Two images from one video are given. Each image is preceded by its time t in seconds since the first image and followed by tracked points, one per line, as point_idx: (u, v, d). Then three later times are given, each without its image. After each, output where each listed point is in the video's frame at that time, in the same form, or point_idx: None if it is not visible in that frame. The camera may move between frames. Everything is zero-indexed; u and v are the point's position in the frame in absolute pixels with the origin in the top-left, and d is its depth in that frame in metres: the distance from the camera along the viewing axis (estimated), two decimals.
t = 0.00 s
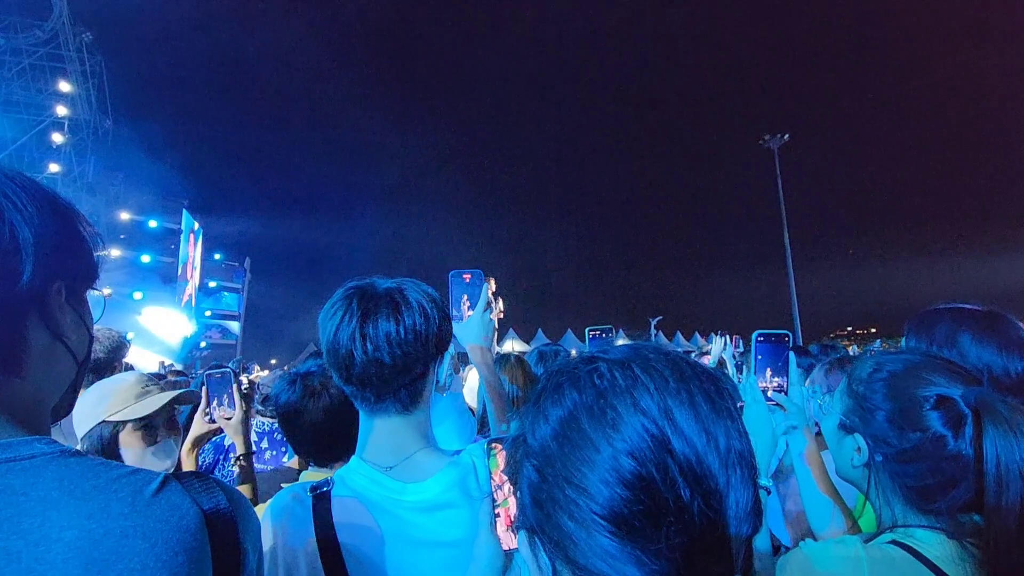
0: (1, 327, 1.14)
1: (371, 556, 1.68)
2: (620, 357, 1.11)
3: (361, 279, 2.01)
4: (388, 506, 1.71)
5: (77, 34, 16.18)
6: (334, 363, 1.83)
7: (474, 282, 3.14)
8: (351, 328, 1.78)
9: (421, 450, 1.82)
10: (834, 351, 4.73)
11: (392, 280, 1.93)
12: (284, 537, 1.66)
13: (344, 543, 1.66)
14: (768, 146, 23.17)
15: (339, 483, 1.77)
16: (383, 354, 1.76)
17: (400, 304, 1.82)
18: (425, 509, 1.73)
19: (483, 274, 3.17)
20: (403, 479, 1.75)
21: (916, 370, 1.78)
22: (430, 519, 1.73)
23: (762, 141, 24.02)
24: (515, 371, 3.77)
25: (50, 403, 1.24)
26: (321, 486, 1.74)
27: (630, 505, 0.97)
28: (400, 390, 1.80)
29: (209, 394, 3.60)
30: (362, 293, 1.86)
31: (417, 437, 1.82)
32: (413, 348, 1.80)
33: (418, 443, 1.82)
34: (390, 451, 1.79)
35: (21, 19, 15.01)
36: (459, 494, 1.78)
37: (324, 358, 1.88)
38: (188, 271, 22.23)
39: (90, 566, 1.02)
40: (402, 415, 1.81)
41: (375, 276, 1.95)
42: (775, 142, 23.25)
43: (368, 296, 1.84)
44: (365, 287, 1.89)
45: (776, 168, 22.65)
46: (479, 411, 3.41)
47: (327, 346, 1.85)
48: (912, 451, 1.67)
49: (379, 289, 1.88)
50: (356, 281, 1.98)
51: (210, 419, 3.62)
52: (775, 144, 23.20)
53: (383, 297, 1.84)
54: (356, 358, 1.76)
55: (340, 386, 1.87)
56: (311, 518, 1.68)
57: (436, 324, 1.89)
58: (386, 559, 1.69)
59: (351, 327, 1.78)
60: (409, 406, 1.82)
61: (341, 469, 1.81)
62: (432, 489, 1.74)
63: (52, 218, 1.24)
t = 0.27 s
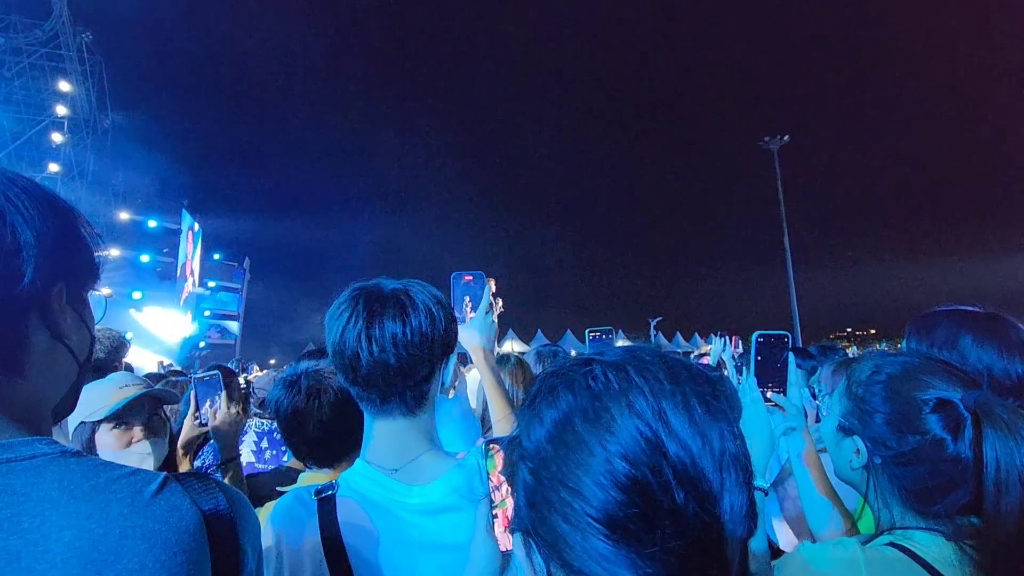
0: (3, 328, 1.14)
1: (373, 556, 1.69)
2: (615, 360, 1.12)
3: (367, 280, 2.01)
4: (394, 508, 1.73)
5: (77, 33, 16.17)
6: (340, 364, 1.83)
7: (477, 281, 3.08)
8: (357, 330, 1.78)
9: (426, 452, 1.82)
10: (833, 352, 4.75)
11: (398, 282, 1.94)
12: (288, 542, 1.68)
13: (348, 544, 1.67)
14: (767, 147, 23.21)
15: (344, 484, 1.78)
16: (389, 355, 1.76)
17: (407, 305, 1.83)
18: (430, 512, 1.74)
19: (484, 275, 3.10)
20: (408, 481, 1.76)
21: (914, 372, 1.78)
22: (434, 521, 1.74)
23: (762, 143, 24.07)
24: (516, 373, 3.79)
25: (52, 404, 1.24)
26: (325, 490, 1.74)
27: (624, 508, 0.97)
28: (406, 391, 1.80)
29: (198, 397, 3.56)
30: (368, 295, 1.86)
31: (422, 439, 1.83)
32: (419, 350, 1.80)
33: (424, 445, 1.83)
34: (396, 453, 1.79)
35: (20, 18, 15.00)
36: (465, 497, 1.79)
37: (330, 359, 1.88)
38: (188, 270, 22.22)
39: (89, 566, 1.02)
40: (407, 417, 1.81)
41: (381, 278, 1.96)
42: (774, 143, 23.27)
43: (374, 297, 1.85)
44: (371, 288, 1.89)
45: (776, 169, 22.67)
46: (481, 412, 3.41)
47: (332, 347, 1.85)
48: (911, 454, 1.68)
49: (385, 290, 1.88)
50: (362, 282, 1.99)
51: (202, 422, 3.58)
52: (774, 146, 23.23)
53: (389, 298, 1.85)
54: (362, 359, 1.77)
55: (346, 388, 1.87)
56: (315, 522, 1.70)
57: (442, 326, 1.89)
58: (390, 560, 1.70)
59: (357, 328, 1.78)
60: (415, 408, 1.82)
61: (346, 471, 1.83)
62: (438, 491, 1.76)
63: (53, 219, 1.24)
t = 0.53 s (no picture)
0: None
1: (371, 558, 1.69)
2: (605, 366, 1.11)
3: (367, 281, 2.01)
4: (393, 512, 1.72)
5: (76, 34, 16.16)
6: (341, 366, 1.83)
7: (476, 284, 3.12)
8: (358, 332, 1.78)
9: (427, 455, 1.82)
10: (831, 354, 4.76)
11: (399, 284, 1.94)
12: (289, 546, 1.67)
13: (348, 548, 1.67)
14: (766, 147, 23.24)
15: (344, 487, 1.78)
16: (390, 357, 1.76)
17: (407, 307, 1.83)
18: (432, 515, 1.74)
19: (483, 278, 3.15)
20: (409, 484, 1.76)
21: (915, 376, 1.78)
22: (434, 524, 1.74)
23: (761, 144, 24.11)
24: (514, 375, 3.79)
25: (47, 408, 1.24)
26: (325, 493, 1.74)
27: (612, 516, 0.97)
28: (406, 394, 1.79)
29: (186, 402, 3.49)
30: (369, 297, 1.86)
31: (423, 442, 1.82)
32: (420, 352, 1.80)
33: (425, 448, 1.82)
34: (397, 456, 1.79)
35: (20, 18, 15.00)
36: (466, 500, 1.78)
37: (330, 361, 1.88)
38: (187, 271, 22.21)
39: (83, 572, 1.02)
40: (407, 419, 1.81)
41: (382, 279, 1.95)
42: (773, 144, 23.28)
43: (375, 299, 1.85)
44: (372, 290, 1.89)
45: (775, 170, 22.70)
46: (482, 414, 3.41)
47: (333, 349, 1.85)
48: (913, 459, 1.68)
49: (385, 292, 1.88)
50: (363, 284, 1.99)
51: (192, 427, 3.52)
52: (773, 147, 23.25)
53: (390, 300, 1.84)
54: (363, 361, 1.77)
55: (346, 390, 1.87)
56: (316, 525, 1.70)
57: (442, 328, 1.89)
58: (390, 564, 1.70)
59: (357, 330, 1.78)
60: (415, 411, 1.82)
61: (347, 474, 1.82)
62: (439, 494, 1.75)
63: (48, 222, 1.24)
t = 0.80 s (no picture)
0: None
1: (371, 558, 1.70)
2: (599, 368, 1.12)
3: (368, 282, 2.01)
4: (392, 513, 1.73)
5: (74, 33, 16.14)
6: (341, 366, 1.84)
7: (476, 284, 3.14)
8: (358, 332, 1.78)
9: (427, 455, 1.82)
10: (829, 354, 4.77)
11: (400, 284, 1.95)
12: (289, 548, 1.67)
13: (349, 549, 1.67)
14: (765, 148, 23.27)
15: (344, 489, 1.78)
16: (390, 357, 1.77)
17: (408, 307, 1.83)
18: (432, 516, 1.74)
19: (483, 279, 3.17)
20: (409, 484, 1.76)
21: (920, 378, 1.78)
22: (434, 524, 1.74)
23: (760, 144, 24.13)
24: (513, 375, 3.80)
25: (43, 410, 1.24)
26: (325, 494, 1.76)
27: (606, 517, 0.98)
28: (407, 394, 1.80)
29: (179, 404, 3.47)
30: (370, 297, 1.86)
31: (424, 442, 1.83)
32: (421, 352, 1.81)
33: (425, 448, 1.83)
34: (398, 456, 1.79)
35: (18, 17, 14.97)
36: (466, 500, 1.79)
37: (330, 362, 1.89)
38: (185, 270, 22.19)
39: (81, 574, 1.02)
40: (408, 419, 1.81)
41: (382, 280, 1.96)
42: (772, 144, 23.32)
43: (376, 299, 1.85)
44: (372, 290, 1.90)
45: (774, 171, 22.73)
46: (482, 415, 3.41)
47: (333, 350, 1.85)
48: (915, 461, 1.68)
49: (386, 292, 1.89)
50: (363, 284, 1.99)
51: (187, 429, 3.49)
52: (772, 147, 23.28)
53: (391, 300, 1.85)
54: (363, 361, 1.77)
55: (346, 390, 1.87)
56: (316, 526, 1.70)
57: (443, 328, 1.89)
58: (389, 564, 1.71)
59: (358, 331, 1.78)
60: (416, 410, 1.82)
61: (347, 475, 1.83)
62: (439, 495, 1.76)
63: (45, 223, 1.24)
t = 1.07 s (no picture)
0: None
1: (371, 556, 1.72)
2: (595, 366, 1.14)
3: (368, 281, 2.03)
4: (393, 510, 1.75)
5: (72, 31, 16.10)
6: (341, 365, 1.85)
7: (475, 284, 3.16)
8: (357, 331, 1.80)
9: (426, 452, 1.84)
10: (827, 353, 4.81)
11: (400, 283, 1.96)
12: (289, 545, 1.69)
13: (349, 547, 1.69)
14: (762, 148, 23.37)
15: (343, 487, 1.80)
16: (390, 355, 1.78)
17: (408, 306, 1.85)
18: (430, 512, 1.76)
19: (482, 278, 3.19)
20: (408, 482, 1.78)
21: (922, 376, 1.72)
22: (433, 521, 1.76)
23: (757, 145, 24.18)
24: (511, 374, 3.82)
25: (44, 408, 1.26)
26: (324, 491, 1.77)
27: (601, 513, 0.99)
28: (406, 392, 1.82)
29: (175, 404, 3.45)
30: (370, 296, 1.88)
31: (423, 440, 1.85)
32: (420, 350, 1.82)
33: (424, 445, 1.84)
34: (397, 453, 1.81)
35: (15, 16, 14.93)
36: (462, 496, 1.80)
37: (330, 360, 1.90)
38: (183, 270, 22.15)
39: (83, 568, 1.04)
40: (407, 417, 1.83)
41: (382, 279, 1.97)
42: (770, 145, 23.37)
43: (375, 298, 1.87)
44: (372, 289, 1.91)
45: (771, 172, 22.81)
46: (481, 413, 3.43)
47: (333, 348, 1.87)
48: (918, 459, 1.62)
49: (386, 292, 1.90)
50: (363, 283, 2.00)
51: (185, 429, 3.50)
52: (769, 148, 23.36)
53: (391, 299, 1.86)
54: (363, 360, 1.79)
55: (346, 388, 1.89)
56: (315, 523, 1.72)
57: (442, 327, 1.91)
58: (389, 560, 1.73)
59: (357, 330, 1.80)
60: (415, 408, 1.84)
61: (347, 473, 1.85)
62: (436, 491, 1.77)
63: (46, 223, 1.26)
